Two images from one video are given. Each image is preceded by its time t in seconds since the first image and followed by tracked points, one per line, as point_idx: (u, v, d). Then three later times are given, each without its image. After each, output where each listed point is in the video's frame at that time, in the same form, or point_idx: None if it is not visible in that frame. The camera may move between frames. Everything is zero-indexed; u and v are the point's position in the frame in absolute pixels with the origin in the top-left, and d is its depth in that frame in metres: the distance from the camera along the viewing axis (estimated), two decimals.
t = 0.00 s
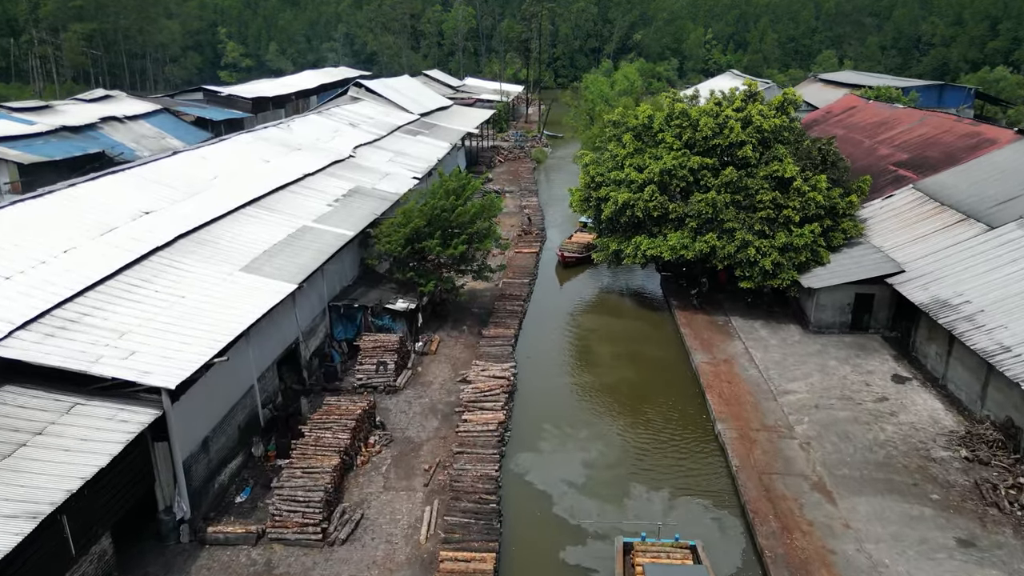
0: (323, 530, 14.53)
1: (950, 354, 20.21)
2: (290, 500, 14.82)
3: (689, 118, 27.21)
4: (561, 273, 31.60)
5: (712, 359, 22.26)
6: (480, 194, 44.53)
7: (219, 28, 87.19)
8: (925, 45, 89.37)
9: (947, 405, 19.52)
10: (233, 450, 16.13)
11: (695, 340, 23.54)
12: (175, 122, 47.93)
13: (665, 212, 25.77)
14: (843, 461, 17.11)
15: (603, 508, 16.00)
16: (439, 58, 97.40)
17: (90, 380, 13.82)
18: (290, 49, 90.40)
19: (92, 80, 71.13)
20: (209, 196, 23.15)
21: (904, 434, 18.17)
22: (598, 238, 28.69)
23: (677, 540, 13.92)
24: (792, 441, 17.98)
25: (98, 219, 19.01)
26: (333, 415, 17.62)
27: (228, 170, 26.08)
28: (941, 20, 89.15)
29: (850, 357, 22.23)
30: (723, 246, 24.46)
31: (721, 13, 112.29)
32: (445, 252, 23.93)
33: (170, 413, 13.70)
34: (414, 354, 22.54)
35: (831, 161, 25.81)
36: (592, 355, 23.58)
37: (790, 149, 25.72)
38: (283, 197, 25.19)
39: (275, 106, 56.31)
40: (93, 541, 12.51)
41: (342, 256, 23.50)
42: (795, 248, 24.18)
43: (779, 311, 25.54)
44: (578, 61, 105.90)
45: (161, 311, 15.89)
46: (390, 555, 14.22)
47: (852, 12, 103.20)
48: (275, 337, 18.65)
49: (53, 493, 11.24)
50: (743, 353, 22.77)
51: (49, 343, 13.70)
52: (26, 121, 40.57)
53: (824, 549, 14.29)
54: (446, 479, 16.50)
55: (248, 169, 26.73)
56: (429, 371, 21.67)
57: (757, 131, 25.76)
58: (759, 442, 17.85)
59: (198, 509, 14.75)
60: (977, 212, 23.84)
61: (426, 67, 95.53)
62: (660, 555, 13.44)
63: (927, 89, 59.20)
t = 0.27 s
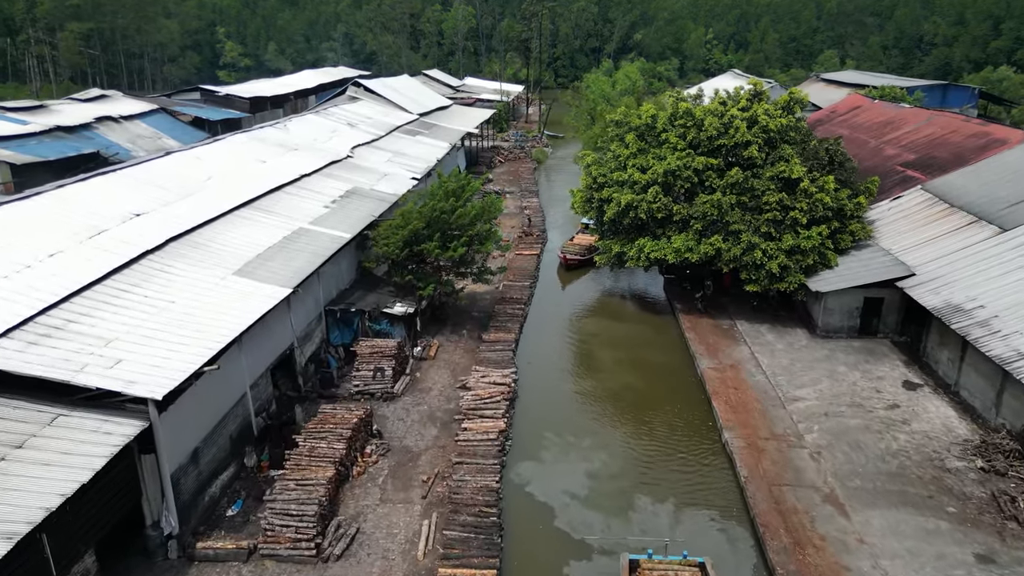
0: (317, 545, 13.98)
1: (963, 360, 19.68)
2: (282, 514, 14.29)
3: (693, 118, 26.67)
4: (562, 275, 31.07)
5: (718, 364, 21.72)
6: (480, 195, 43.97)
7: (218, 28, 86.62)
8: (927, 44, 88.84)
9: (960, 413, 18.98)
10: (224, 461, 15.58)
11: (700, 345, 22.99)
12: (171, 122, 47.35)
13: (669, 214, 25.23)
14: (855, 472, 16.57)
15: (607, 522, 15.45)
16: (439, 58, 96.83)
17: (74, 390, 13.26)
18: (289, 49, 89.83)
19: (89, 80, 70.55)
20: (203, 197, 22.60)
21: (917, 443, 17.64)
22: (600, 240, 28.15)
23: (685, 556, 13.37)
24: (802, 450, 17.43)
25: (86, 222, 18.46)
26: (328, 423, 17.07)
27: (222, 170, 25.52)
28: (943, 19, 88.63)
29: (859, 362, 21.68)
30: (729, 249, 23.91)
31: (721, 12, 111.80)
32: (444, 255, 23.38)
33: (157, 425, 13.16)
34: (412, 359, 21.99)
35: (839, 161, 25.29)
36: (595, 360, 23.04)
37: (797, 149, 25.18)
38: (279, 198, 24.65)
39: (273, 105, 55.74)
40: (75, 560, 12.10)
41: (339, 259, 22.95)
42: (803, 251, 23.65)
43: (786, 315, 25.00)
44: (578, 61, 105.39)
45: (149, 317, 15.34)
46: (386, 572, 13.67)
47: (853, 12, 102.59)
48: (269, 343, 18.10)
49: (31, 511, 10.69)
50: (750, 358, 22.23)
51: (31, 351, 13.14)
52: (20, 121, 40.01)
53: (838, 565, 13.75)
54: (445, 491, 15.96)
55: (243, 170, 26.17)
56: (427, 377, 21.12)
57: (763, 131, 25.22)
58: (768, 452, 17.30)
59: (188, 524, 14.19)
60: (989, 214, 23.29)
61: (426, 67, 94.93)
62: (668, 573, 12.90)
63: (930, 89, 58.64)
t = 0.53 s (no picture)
0: (310, 562, 13.43)
1: (976, 366, 19.15)
2: (274, 529, 13.73)
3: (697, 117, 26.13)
4: (564, 277, 30.54)
5: (723, 370, 21.19)
6: (480, 195, 43.45)
7: (216, 27, 86.10)
8: (929, 44, 88.31)
9: (974, 421, 18.45)
10: (215, 472, 15.03)
11: (705, 350, 22.46)
12: (167, 121, 46.83)
13: (673, 216, 24.70)
14: (867, 483, 16.03)
15: (611, 536, 14.91)
16: (438, 57, 96.30)
17: (57, 400, 12.74)
18: (289, 49, 89.31)
19: (86, 80, 70.00)
20: (196, 198, 22.07)
21: (930, 453, 17.11)
22: (602, 242, 27.62)
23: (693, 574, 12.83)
24: (812, 460, 16.89)
25: (75, 224, 17.94)
26: (323, 433, 16.52)
27: (216, 171, 24.99)
28: (945, 19, 88.10)
29: (869, 368, 21.14)
30: (735, 251, 23.38)
31: (722, 12, 111.31)
32: (443, 257, 22.85)
33: (144, 437, 12.61)
34: (411, 365, 21.45)
35: (846, 161, 24.75)
36: (598, 365, 22.51)
37: (804, 149, 24.65)
38: (275, 199, 24.11)
39: (271, 105, 55.20)
40: None
41: (335, 262, 22.41)
42: (810, 253, 23.12)
43: (793, 319, 24.47)
44: (578, 61, 104.87)
45: (137, 323, 14.81)
46: None
47: (855, 12, 102.04)
48: (262, 349, 17.55)
49: (7, 530, 10.15)
50: (757, 363, 21.69)
51: (12, 360, 12.62)
52: (13, 121, 39.47)
53: None
54: (444, 503, 15.42)
55: (237, 170, 25.63)
56: (426, 384, 20.57)
57: (769, 131, 24.68)
58: (777, 462, 16.75)
59: (176, 539, 13.64)
60: (1001, 215, 22.75)
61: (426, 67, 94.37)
62: None
63: (934, 88, 58.13)
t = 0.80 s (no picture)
0: None
1: (990, 373, 18.63)
2: (266, 545, 13.20)
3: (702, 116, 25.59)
4: (566, 280, 30.00)
5: (730, 376, 20.67)
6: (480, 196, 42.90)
7: (215, 27, 85.57)
8: (931, 44, 87.68)
9: (989, 429, 17.91)
10: (204, 485, 14.48)
11: (711, 356, 21.93)
12: (164, 121, 46.32)
13: (677, 217, 24.18)
14: (881, 495, 15.49)
15: (616, 551, 14.37)
16: (438, 57, 95.74)
17: (39, 412, 12.20)
18: (288, 49, 88.77)
19: (83, 79, 69.47)
20: (189, 200, 21.53)
21: (945, 463, 16.57)
22: (605, 244, 27.09)
23: None
24: (823, 470, 16.34)
25: (62, 227, 17.40)
26: (318, 443, 15.97)
27: (210, 172, 24.44)
28: (947, 18, 87.59)
29: (879, 374, 20.60)
30: (740, 254, 22.85)
31: (723, 11, 110.84)
32: (442, 260, 22.31)
33: (128, 450, 12.08)
34: (408, 371, 20.91)
35: (854, 162, 24.20)
36: (600, 370, 21.97)
37: (811, 149, 24.12)
38: (270, 201, 23.58)
39: (269, 105, 54.66)
40: None
41: (332, 265, 21.87)
42: (818, 256, 22.59)
43: (799, 323, 23.94)
44: (579, 61, 104.33)
45: (123, 331, 14.26)
46: None
47: (856, 11, 101.48)
48: (255, 356, 17.01)
49: None
50: (764, 369, 21.16)
51: None
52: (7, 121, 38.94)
53: None
54: (442, 516, 14.87)
55: (232, 171, 25.08)
56: (424, 391, 20.03)
57: (775, 131, 24.14)
58: (787, 473, 16.21)
59: (163, 555, 13.09)
60: (1013, 217, 22.20)
61: (425, 67, 93.79)
62: None
63: (937, 88, 57.62)
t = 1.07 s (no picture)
0: None
1: (1006, 380, 18.10)
2: (256, 563, 12.67)
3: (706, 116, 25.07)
4: (568, 282, 29.48)
5: (736, 383, 20.13)
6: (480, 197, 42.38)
7: (213, 27, 85.00)
8: (933, 43, 87.16)
9: (1005, 438, 17.38)
10: (194, 499, 13.95)
11: (717, 361, 21.39)
12: (160, 121, 45.78)
13: (682, 219, 23.63)
14: (895, 508, 14.95)
15: (621, 568, 13.84)
16: (438, 57, 95.19)
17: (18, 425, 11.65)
18: (287, 48, 88.24)
19: (80, 79, 68.89)
20: (181, 201, 20.98)
21: (961, 474, 16.03)
22: (607, 246, 26.56)
23: None
24: (834, 482, 15.80)
25: (48, 230, 16.85)
26: (312, 453, 15.44)
27: (203, 173, 23.89)
28: (949, 18, 87.12)
29: (889, 381, 20.06)
30: (747, 257, 22.30)
31: (724, 11, 110.36)
32: (441, 264, 21.78)
33: (111, 465, 11.55)
34: (407, 377, 20.37)
35: (863, 163, 23.66)
36: (603, 377, 21.45)
37: (818, 150, 23.60)
38: (265, 202, 23.04)
39: (267, 105, 54.11)
40: None
41: (328, 268, 21.32)
42: (826, 259, 22.05)
43: (807, 327, 23.40)
44: (579, 61, 103.79)
45: (109, 338, 13.72)
46: None
47: (858, 11, 100.93)
48: (248, 364, 16.47)
49: None
50: (771, 375, 20.62)
51: None
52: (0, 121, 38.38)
53: None
54: (441, 531, 14.33)
55: (226, 172, 24.53)
56: (423, 398, 19.48)
57: (782, 131, 23.61)
58: (797, 484, 15.68)
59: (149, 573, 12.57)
60: None
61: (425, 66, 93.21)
62: None
63: (940, 87, 57.13)
